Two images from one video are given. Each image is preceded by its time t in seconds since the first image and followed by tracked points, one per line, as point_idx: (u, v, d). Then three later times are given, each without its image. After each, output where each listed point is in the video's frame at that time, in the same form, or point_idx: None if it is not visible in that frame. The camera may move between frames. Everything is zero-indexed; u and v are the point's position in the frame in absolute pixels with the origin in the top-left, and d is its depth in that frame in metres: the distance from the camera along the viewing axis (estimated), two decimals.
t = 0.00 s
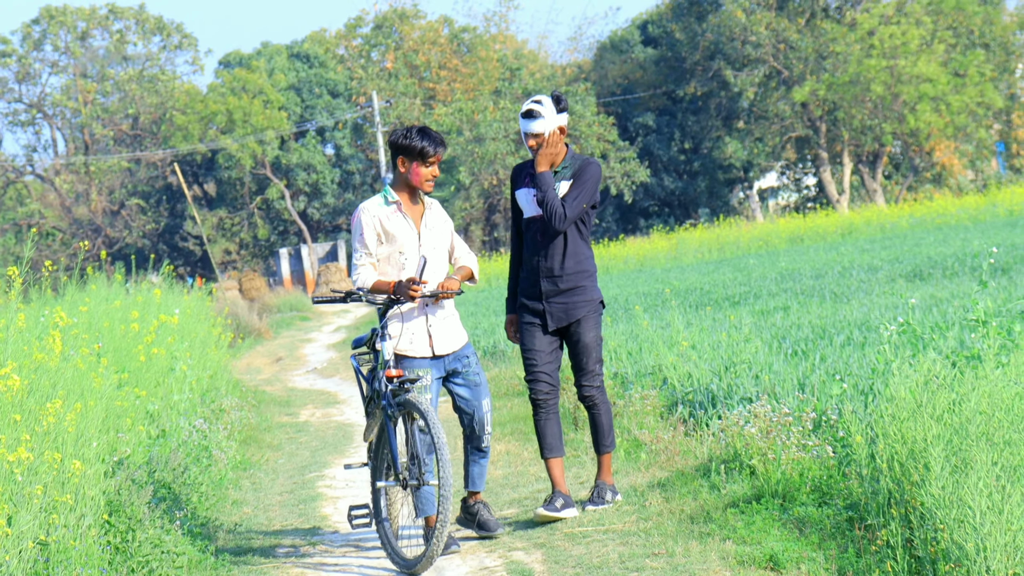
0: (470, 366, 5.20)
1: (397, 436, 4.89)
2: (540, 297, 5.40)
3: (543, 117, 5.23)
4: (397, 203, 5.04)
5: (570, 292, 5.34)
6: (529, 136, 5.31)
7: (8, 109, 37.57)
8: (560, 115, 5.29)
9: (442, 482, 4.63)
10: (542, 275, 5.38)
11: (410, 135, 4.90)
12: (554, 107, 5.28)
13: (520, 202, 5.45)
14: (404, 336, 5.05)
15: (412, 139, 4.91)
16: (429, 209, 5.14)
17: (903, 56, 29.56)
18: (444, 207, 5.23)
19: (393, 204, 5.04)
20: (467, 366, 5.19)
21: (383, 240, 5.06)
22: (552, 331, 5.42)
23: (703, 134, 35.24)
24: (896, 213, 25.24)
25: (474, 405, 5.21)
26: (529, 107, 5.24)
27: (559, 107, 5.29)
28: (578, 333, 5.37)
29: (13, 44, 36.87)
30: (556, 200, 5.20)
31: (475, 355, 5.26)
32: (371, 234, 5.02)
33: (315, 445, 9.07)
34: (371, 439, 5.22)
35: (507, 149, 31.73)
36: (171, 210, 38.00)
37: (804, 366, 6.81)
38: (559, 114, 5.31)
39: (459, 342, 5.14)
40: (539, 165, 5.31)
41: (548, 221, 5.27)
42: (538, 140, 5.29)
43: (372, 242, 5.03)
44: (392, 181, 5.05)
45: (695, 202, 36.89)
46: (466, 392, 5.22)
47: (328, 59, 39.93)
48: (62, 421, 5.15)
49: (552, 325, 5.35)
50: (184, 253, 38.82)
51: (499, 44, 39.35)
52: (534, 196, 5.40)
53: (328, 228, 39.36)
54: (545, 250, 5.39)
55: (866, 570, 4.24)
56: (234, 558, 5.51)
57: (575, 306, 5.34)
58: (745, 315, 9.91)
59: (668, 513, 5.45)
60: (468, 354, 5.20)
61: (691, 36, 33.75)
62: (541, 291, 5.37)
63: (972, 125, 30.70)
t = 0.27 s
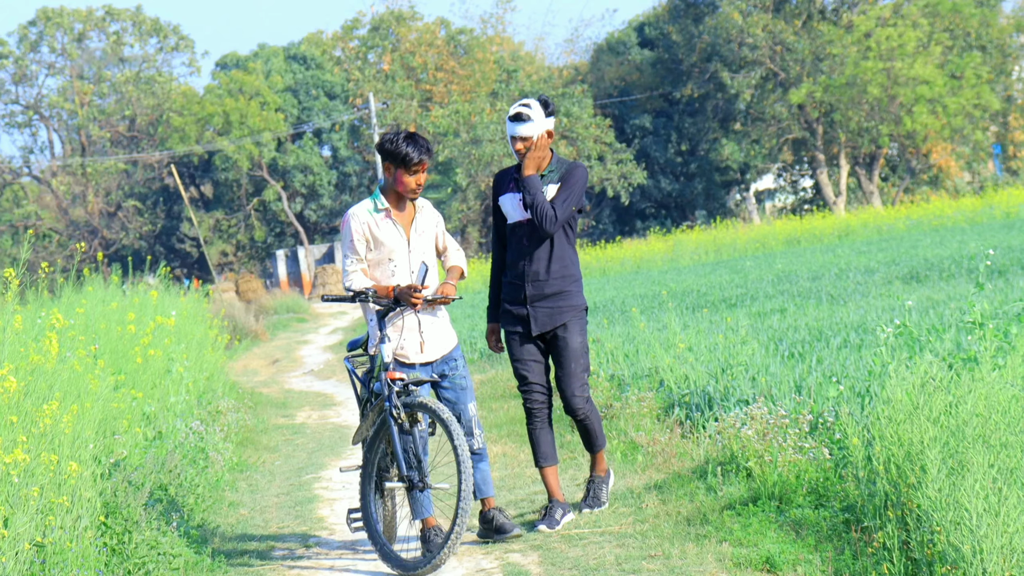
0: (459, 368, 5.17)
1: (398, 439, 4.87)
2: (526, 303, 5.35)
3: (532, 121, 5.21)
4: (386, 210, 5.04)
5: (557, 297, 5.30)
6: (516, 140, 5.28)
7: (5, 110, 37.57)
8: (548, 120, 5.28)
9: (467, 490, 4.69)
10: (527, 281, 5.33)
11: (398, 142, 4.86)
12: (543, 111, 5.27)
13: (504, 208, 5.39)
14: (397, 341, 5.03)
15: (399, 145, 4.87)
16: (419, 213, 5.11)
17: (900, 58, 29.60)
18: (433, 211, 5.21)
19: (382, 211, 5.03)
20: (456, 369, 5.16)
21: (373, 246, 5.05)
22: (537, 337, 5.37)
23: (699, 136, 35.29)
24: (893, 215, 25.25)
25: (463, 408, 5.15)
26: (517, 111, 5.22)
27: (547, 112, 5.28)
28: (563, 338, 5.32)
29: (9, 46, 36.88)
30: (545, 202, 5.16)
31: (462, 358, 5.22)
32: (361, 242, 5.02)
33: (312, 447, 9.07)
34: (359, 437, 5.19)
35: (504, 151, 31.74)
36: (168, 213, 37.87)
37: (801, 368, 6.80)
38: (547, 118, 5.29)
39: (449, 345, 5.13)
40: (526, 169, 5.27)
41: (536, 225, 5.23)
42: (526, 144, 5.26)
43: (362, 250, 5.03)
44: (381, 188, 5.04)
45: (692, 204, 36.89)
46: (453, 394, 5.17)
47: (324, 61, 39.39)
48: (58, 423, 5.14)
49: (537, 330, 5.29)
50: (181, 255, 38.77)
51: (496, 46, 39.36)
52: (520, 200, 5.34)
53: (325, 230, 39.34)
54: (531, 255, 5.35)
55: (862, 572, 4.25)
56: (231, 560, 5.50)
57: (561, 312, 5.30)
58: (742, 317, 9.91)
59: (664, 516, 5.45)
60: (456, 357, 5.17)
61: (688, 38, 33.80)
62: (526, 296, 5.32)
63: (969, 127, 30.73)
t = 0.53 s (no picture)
0: (456, 372, 5.18)
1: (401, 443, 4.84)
2: (522, 305, 5.34)
3: (527, 123, 5.20)
4: (385, 216, 5.02)
5: (553, 298, 5.29)
6: (512, 143, 5.26)
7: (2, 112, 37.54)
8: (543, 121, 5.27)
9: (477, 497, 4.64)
10: (523, 284, 5.33)
11: (403, 149, 4.81)
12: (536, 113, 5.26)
13: (498, 211, 5.38)
14: (394, 345, 5.02)
15: (404, 152, 4.82)
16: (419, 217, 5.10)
17: (898, 60, 29.60)
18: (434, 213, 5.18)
19: (380, 216, 5.02)
20: (452, 373, 5.16)
21: (370, 251, 5.05)
22: (534, 340, 5.36)
23: (697, 138, 35.31)
24: (890, 217, 25.25)
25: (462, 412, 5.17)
26: (512, 113, 5.20)
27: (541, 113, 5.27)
28: (561, 337, 5.30)
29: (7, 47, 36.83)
30: (541, 204, 5.15)
31: (459, 362, 5.22)
32: (358, 245, 5.01)
33: (309, 448, 9.06)
34: (352, 438, 5.15)
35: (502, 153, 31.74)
36: (166, 213, 37.99)
37: (799, 370, 6.80)
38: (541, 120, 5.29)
39: (446, 349, 5.12)
40: (521, 171, 5.26)
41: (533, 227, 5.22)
42: (520, 146, 5.25)
43: (359, 253, 5.03)
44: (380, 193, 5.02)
45: (690, 206, 36.90)
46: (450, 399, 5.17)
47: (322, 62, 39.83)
48: (57, 424, 5.13)
49: (535, 332, 5.29)
50: (178, 256, 38.75)
51: (494, 48, 39.35)
52: (515, 203, 5.33)
53: (323, 231, 39.31)
54: (526, 257, 5.34)
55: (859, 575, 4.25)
56: (229, 562, 5.49)
57: (558, 312, 5.29)
58: (740, 319, 9.90)
59: (662, 517, 5.45)
60: (453, 361, 5.17)
61: (686, 40, 33.82)
62: (522, 299, 5.31)
63: (967, 130, 30.73)
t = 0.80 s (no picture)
0: (459, 374, 5.17)
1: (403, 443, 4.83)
2: (530, 307, 5.33)
3: (532, 124, 5.20)
4: (388, 216, 5.02)
5: (560, 300, 5.27)
6: (518, 144, 5.27)
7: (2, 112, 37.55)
8: (549, 122, 5.25)
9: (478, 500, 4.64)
10: (531, 285, 5.32)
11: (406, 150, 4.80)
12: (543, 114, 5.24)
13: (507, 211, 5.39)
14: (399, 344, 5.02)
15: (409, 151, 4.81)
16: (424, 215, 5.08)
17: (898, 61, 29.60)
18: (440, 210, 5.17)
19: (384, 216, 5.02)
20: (455, 375, 5.15)
21: (375, 250, 5.06)
22: (541, 343, 5.34)
23: (697, 139, 35.32)
24: (890, 217, 25.24)
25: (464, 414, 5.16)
26: (517, 114, 5.20)
27: (548, 114, 5.25)
28: (568, 340, 5.26)
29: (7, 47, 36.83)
30: (546, 207, 5.14)
31: (463, 365, 5.22)
32: (362, 245, 5.02)
33: (309, 449, 9.06)
34: (354, 437, 5.15)
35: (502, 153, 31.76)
36: (166, 214, 37.98)
37: (799, 371, 6.79)
38: (548, 121, 5.27)
39: (450, 351, 5.11)
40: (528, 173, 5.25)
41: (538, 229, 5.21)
42: (527, 148, 5.24)
43: (363, 253, 5.04)
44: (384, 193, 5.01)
45: (690, 206, 36.90)
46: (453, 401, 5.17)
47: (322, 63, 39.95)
48: (57, 424, 5.14)
49: (542, 335, 5.27)
50: (178, 256, 38.76)
51: (494, 48, 39.36)
52: (523, 204, 5.33)
53: (323, 232, 39.32)
54: (534, 260, 5.33)
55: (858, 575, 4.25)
56: (229, 562, 5.49)
57: (564, 315, 5.26)
58: (740, 320, 9.89)
59: (662, 518, 5.45)
60: (457, 364, 5.17)
61: (686, 40, 33.84)
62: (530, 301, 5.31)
63: (967, 131, 30.72)
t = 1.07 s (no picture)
0: (462, 376, 5.16)
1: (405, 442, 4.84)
2: (538, 307, 5.33)
3: (539, 125, 5.18)
4: (395, 214, 5.02)
5: (568, 300, 5.25)
6: (526, 145, 5.27)
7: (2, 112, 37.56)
8: (558, 124, 5.24)
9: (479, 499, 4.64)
10: (539, 285, 5.31)
11: (411, 147, 4.83)
12: (552, 115, 5.23)
13: (518, 211, 5.39)
14: (403, 344, 5.02)
15: (413, 148, 4.84)
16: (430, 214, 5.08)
17: (898, 61, 29.58)
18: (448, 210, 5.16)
19: (390, 214, 5.02)
20: (458, 376, 5.15)
21: (381, 249, 5.06)
22: (550, 343, 5.33)
23: (698, 139, 35.33)
24: (890, 218, 25.23)
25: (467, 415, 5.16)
26: (526, 114, 5.19)
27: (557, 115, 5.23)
28: (575, 341, 5.25)
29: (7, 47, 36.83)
30: (554, 209, 5.14)
31: (467, 366, 5.21)
32: (368, 243, 5.03)
33: (309, 449, 9.06)
34: (357, 437, 5.16)
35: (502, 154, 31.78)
36: (166, 214, 37.94)
37: (798, 370, 6.79)
38: (557, 123, 5.26)
39: (454, 352, 5.11)
40: (536, 173, 5.25)
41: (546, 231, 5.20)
42: (536, 149, 5.24)
43: (369, 252, 5.05)
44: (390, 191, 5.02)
45: (690, 206, 36.92)
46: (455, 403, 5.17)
47: (322, 63, 39.97)
48: (57, 424, 5.14)
49: (550, 335, 5.26)
50: (178, 256, 38.78)
51: (494, 48, 39.35)
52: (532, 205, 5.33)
53: (323, 232, 39.33)
54: (543, 260, 5.32)
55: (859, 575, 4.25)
56: (228, 562, 5.49)
57: (573, 315, 5.24)
58: (740, 320, 9.89)
59: (662, 517, 5.45)
60: (460, 365, 5.16)
61: (687, 40, 33.82)
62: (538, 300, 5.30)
63: (967, 131, 30.71)
